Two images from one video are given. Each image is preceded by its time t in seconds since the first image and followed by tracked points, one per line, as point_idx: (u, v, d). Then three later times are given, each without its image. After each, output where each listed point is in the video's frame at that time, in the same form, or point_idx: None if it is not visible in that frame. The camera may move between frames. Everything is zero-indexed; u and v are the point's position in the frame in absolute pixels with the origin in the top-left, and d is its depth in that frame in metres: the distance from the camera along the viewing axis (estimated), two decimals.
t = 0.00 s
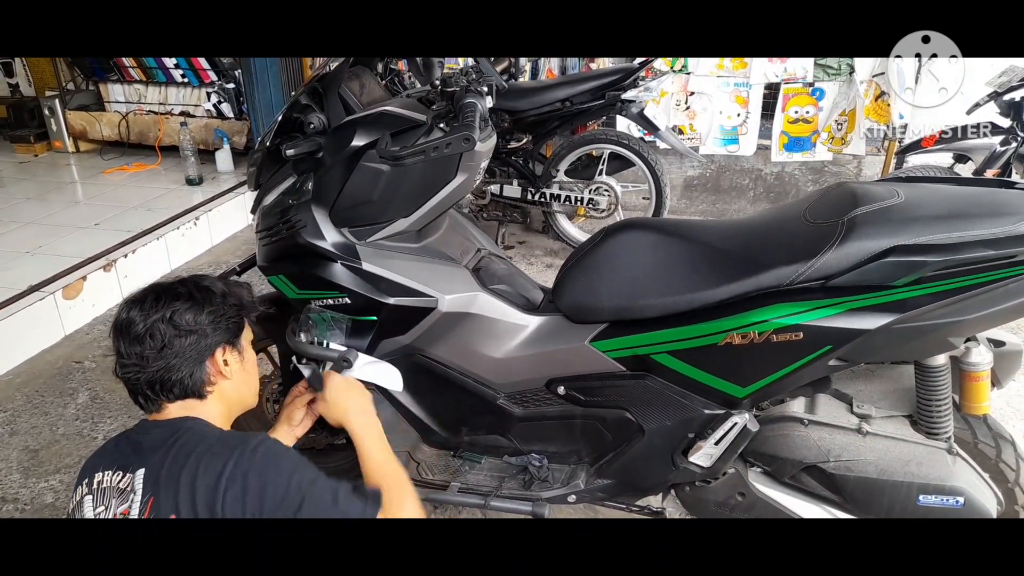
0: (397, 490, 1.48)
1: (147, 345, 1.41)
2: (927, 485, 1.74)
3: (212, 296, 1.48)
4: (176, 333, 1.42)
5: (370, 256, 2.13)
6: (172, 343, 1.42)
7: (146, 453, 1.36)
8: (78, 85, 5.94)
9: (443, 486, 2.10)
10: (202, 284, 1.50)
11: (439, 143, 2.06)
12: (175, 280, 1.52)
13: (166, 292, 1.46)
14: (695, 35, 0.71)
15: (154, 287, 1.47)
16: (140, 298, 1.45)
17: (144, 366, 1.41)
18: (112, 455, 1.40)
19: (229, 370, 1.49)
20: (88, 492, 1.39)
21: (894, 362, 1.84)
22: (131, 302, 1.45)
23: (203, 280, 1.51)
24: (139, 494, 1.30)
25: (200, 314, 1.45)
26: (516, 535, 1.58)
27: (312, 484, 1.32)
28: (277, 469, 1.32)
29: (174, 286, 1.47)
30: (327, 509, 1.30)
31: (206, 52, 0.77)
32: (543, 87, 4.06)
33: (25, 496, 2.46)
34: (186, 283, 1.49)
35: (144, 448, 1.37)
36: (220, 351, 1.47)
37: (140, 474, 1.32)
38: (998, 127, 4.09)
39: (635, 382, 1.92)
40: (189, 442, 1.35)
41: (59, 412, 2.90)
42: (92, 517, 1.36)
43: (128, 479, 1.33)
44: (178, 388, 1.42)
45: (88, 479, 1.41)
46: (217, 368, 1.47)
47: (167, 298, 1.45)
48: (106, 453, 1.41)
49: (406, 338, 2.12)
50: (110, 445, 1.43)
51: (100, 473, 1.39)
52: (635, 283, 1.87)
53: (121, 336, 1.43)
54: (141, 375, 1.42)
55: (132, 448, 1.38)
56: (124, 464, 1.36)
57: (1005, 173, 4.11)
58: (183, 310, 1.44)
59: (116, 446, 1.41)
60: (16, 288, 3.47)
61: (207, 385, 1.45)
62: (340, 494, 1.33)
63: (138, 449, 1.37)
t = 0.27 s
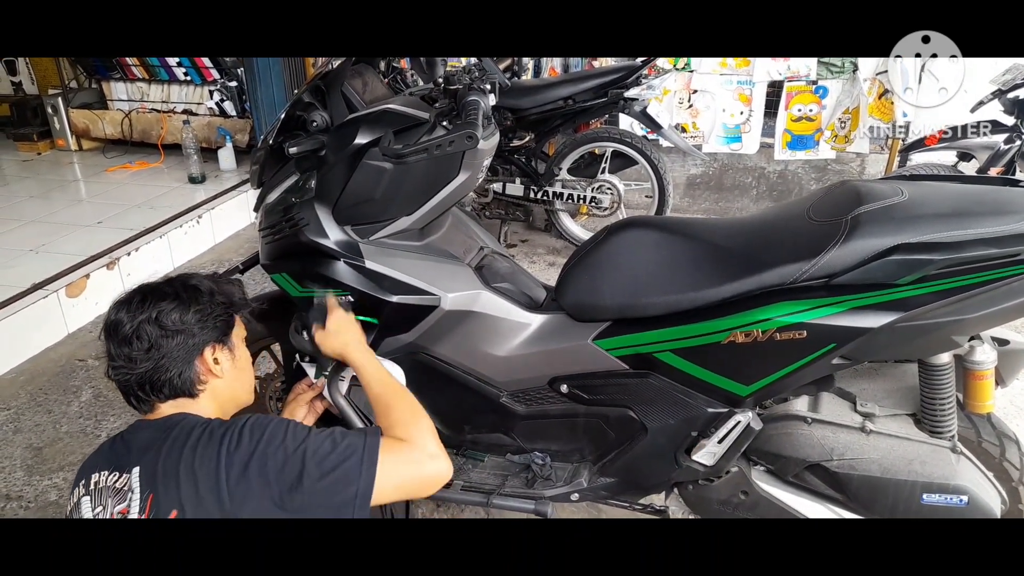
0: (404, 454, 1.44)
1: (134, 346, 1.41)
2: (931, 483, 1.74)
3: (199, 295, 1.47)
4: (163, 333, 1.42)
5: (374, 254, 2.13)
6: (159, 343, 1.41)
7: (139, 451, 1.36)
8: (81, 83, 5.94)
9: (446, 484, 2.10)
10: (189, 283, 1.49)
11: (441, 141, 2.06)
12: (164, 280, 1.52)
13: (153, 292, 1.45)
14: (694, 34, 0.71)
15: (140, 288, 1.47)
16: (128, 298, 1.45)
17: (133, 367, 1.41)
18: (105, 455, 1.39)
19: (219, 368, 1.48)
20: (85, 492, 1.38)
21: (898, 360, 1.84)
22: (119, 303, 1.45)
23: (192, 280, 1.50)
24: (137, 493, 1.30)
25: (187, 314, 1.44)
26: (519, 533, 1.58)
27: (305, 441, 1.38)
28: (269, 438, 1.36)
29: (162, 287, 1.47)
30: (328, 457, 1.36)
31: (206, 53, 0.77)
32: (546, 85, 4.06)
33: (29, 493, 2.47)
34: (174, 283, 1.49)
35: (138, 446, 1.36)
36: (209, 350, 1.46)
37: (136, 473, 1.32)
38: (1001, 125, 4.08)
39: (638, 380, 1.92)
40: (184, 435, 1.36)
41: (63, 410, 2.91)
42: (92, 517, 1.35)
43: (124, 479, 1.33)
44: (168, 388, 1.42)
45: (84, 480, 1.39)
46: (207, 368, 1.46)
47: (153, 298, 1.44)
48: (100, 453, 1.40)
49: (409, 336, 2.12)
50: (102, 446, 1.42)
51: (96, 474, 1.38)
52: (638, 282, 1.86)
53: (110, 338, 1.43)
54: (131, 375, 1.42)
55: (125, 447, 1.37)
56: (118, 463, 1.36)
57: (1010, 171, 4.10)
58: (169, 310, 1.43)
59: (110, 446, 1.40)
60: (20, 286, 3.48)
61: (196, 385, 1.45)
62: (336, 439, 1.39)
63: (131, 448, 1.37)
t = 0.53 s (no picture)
0: (402, 434, 1.39)
1: (136, 350, 1.41)
2: (933, 486, 1.74)
3: (201, 298, 1.47)
4: (164, 336, 1.42)
5: (375, 257, 2.13)
6: (160, 347, 1.41)
7: (140, 453, 1.34)
8: (84, 87, 5.95)
9: (447, 487, 2.10)
10: (191, 286, 1.49)
11: (443, 144, 2.06)
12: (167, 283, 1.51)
13: (155, 295, 1.45)
14: (693, 33, 0.71)
15: (142, 291, 1.46)
16: (130, 301, 1.45)
17: (134, 370, 1.42)
18: (107, 458, 1.37)
19: (221, 372, 1.49)
20: (87, 495, 1.36)
21: (900, 363, 1.84)
22: (120, 306, 1.45)
23: (194, 283, 1.50)
24: (139, 494, 1.28)
25: (188, 317, 1.44)
26: (520, 534, 1.58)
27: (303, 429, 1.35)
28: (266, 431, 1.34)
29: (164, 290, 1.46)
30: (326, 443, 1.34)
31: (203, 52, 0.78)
32: (547, 87, 4.06)
33: (31, 496, 2.47)
34: (176, 286, 1.48)
35: (139, 448, 1.35)
36: (211, 353, 1.46)
37: (138, 474, 1.31)
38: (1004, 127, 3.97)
39: (640, 382, 1.92)
40: (184, 435, 1.34)
41: (65, 413, 2.91)
42: (95, 518, 1.34)
43: (125, 481, 1.31)
44: (169, 391, 1.43)
45: (86, 483, 1.38)
46: (209, 371, 1.46)
47: (154, 302, 1.44)
48: (101, 457, 1.38)
49: (410, 339, 2.13)
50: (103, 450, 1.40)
51: (96, 477, 1.36)
52: (641, 284, 1.86)
53: (112, 341, 1.44)
54: (133, 378, 1.42)
55: (127, 449, 1.36)
56: (120, 465, 1.34)
57: (1011, 173, 4.01)
58: (171, 313, 1.43)
59: (112, 449, 1.39)
60: (22, 289, 3.48)
61: (198, 387, 1.45)
62: (333, 424, 1.36)
63: (132, 451, 1.35)
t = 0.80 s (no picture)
0: (390, 385, 1.43)
1: (145, 349, 1.41)
2: (934, 489, 1.73)
3: (212, 302, 1.47)
4: (173, 338, 1.42)
5: (375, 259, 2.14)
6: (169, 348, 1.41)
7: (140, 456, 1.34)
8: (83, 88, 5.96)
9: (447, 489, 2.10)
10: (203, 289, 1.49)
11: (443, 146, 2.04)
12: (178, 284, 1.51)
13: (166, 296, 1.45)
14: (694, 35, 0.72)
15: (154, 291, 1.46)
16: (141, 301, 1.45)
17: (142, 370, 1.42)
18: (108, 460, 1.37)
19: (226, 376, 1.49)
20: (90, 496, 1.36)
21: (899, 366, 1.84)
22: (131, 306, 1.45)
23: (205, 286, 1.50)
24: (140, 496, 1.28)
25: (199, 320, 1.44)
26: (520, 536, 1.58)
27: (288, 411, 1.35)
28: (255, 419, 1.34)
29: (176, 291, 1.47)
30: (318, 425, 1.34)
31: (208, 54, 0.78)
32: (547, 89, 4.07)
33: (31, 498, 2.47)
34: (187, 288, 1.48)
35: (139, 450, 1.35)
36: (218, 357, 1.46)
37: (138, 476, 1.31)
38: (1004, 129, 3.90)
39: (640, 385, 1.92)
40: (183, 435, 1.35)
41: (64, 415, 2.91)
42: (98, 519, 1.34)
43: (125, 483, 1.31)
44: (174, 392, 1.43)
45: (89, 484, 1.38)
46: (215, 375, 1.47)
47: (166, 302, 1.44)
48: (102, 458, 1.38)
49: (410, 341, 2.13)
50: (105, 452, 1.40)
51: (98, 478, 1.36)
52: (641, 287, 1.86)
53: (120, 340, 1.44)
54: (140, 378, 1.42)
55: (129, 451, 1.36)
56: (121, 468, 1.34)
57: (1011, 176, 3.94)
58: (182, 315, 1.43)
59: (115, 450, 1.39)
60: (21, 290, 3.48)
61: (203, 390, 1.45)
62: (320, 404, 1.36)
63: (133, 453, 1.35)
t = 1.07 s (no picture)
0: (380, 365, 1.42)
1: (157, 348, 1.42)
2: (935, 491, 1.73)
3: (227, 306, 1.46)
4: (186, 339, 1.42)
5: (376, 261, 2.14)
6: (181, 349, 1.41)
7: (145, 454, 1.34)
8: (85, 91, 5.97)
9: (448, 492, 2.10)
10: (219, 293, 1.49)
11: (443, 149, 2.02)
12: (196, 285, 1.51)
13: (182, 297, 1.45)
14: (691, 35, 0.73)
15: (172, 291, 1.47)
16: (158, 300, 1.45)
17: (153, 368, 1.42)
18: (115, 459, 1.37)
19: (235, 379, 1.49)
20: (96, 495, 1.36)
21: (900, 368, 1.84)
22: (148, 304, 1.45)
23: (221, 289, 1.50)
24: (145, 495, 1.28)
25: (213, 323, 1.44)
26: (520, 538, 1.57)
27: (277, 402, 1.33)
28: (249, 413, 1.33)
29: (193, 293, 1.47)
30: (313, 415, 1.34)
31: (207, 54, 0.80)
32: (547, 92, 4.07)
33: (31, 501, 2.47)
34: (205, 290, 1.48)
35: (144, 449, 1.35)
36: (228, 360, 1.46)
37: (143, 475, 1.30)
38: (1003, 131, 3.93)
39: (641, 387, 1.92)
40: (186, 434, 1.35)
41: (65, 418, 2.91)
42: (103, 518, 1.33)
43: (131, 483, 1.31)
44: (183, 393, 1.43)
45: (96, 482, 1.37)
46: (223, 378, 1.47)
47: (181, 303, 1.44)
48: (110, 457, 1.38)
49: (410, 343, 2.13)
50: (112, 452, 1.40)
51: (104, 478, 1.36)
52: (641, 289, 1.86)
53: (135, 337, 1.44)
54: (150, 376, 1.43)
55: (135, 450, 1.36)
56: (128, 466, 1.34)
57: (1010, 178, 3.93)
58: (196, 317, 1.43)
59: (125, 447, 1.39)
60: (22, 293, 3.49)
61: (212, 393, 1.45)
62: (312, 393, 1.35)
63: (138, 452, 1.35)
